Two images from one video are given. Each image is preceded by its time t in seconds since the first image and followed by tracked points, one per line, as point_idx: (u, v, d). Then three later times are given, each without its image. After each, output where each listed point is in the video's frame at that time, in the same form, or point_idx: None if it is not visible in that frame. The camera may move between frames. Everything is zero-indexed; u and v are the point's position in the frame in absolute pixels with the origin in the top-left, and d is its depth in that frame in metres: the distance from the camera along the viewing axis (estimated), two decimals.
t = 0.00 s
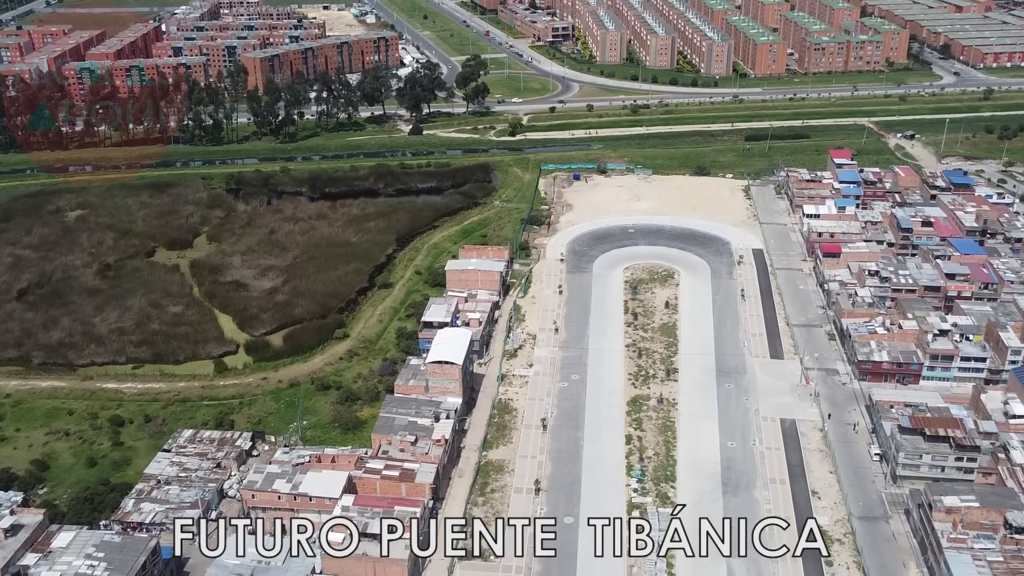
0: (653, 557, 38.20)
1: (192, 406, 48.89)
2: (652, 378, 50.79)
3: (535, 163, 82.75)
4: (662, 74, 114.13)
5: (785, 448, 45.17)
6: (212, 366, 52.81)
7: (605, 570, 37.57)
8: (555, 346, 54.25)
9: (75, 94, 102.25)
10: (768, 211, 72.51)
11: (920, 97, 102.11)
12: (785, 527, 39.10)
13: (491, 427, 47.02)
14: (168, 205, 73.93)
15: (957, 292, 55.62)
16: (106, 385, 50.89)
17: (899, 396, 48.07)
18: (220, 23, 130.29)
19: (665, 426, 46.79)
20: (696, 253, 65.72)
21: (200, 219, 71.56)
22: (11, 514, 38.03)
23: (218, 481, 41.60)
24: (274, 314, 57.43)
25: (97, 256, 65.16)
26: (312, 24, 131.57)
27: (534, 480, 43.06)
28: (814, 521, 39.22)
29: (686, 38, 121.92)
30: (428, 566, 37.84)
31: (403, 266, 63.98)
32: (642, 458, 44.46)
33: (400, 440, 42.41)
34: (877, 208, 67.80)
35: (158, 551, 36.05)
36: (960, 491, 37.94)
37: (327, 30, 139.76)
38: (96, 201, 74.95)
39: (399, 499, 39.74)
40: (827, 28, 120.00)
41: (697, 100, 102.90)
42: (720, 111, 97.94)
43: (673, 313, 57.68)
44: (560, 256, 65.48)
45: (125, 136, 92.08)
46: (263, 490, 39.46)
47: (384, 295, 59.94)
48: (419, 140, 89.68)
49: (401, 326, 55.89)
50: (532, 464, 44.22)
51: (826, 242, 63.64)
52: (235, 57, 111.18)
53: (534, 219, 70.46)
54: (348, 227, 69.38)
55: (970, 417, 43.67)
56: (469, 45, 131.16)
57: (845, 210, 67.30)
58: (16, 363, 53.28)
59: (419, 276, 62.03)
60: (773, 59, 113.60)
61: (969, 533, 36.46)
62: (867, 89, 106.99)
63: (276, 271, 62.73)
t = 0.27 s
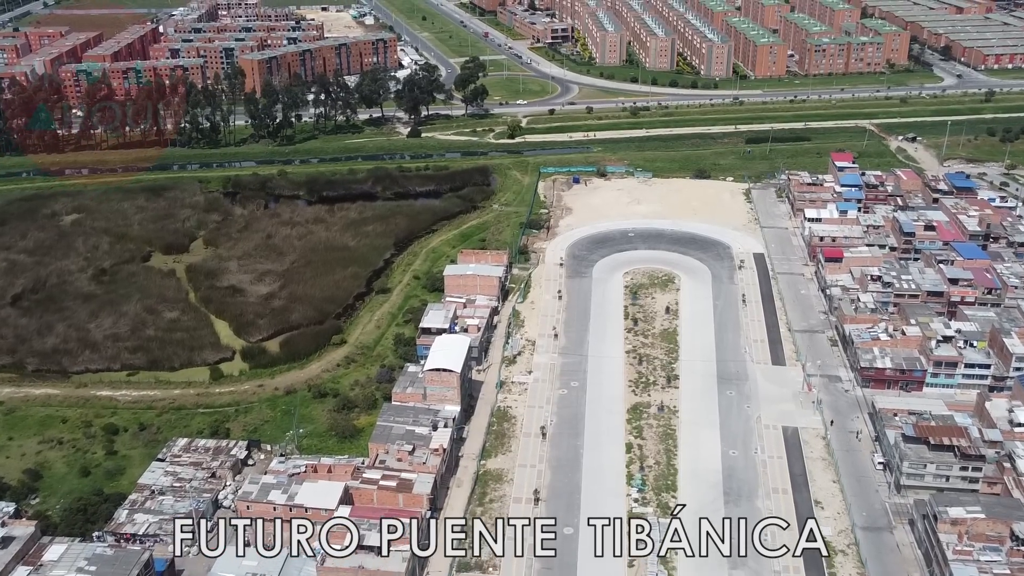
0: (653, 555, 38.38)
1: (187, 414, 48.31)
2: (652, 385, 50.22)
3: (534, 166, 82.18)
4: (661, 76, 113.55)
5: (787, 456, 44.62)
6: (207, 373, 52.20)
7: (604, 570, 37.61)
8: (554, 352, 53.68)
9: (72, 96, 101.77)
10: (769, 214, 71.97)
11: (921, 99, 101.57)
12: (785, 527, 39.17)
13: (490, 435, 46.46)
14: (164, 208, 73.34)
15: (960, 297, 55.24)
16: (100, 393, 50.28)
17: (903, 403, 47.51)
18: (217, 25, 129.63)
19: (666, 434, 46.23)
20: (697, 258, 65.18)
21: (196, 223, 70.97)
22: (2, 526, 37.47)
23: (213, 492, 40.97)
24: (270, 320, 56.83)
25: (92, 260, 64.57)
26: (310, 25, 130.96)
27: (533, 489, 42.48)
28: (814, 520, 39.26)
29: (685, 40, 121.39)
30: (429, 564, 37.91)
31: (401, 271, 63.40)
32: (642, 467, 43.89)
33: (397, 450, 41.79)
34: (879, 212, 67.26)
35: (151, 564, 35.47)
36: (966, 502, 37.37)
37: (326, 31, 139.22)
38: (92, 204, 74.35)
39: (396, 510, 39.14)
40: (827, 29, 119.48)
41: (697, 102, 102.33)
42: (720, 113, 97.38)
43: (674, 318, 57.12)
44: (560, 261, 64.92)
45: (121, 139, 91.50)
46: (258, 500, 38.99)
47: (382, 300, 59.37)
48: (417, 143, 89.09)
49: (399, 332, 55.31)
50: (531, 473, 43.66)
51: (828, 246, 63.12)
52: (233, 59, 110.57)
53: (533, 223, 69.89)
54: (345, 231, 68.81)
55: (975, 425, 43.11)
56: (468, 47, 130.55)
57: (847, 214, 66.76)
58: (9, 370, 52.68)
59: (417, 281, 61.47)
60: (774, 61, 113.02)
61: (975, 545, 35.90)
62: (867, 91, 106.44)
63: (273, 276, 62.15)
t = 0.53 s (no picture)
0: (653, 556, 38.42)
1: (182, 422, 47.69)
2: (653, 393, 49.63)
3: (533, 169, 81.59)
4: (661, 77, 112.99)
5: (790, 466, 44.02)
6: (203, 380, 51.57)
7: (604, 570, 37.65)
8: (554, 359, 53.08)
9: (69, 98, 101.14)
10: (770, 218, 71.39)
11: (923, 101, 101.01)
12: (785, 527, 39.23)
13: (489, 444, 45.86)
14: (160, 212, 72.74)
15: (964, 302, 54.60)
16: (94, 401, 49.64)
17: (907, 412, 46.90)
18: (215, 26, 128.96)
19: (667, 442, 45.64)
20: (697, 262, 64.58)
21: (192, 227, 70.38)
22: None
23: (207, 503, 40.29)
24: (266, 326, 56.21)
25: (87, 265, 63.96)
26: (309, 26, 130.36)
27: (533, 500, 41.88)
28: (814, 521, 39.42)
29: (686, 41, 120.82)
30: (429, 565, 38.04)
31: (398, 275, 62.80)
32: (643, 477, 43.28)
33: (394, 459, 41.18)
34: (882, 215, 66.69)
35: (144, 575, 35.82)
36: (972, 513, 36.78)
37: (324, 32, 138.64)
38: (88, 208, 73.75)
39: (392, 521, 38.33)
40: (828, 31, 118.95)
41: (697, 104, 101.77)
42: (721, 115, 96.81)
43: (674, 324, 56.54)
44: (559, 265, 64.32)
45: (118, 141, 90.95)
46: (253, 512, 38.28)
47: (379, 306, 58.76)
48: (416, 145, 88.49)
49: (397, 338, 54.71)
50: (531, 483, 43.06)
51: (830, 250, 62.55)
52: (230, 61, 110.15)
53: (533, 227, 69.31)
54: (343, 235, 68.20)
55: (980, 434, 42.51)
56: (467, 48, 129.96)
57: (849, 218, 66.16)
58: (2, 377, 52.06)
59: (415, 286, 60.87)
60: (774, 63, 112.46)
61: (981, 557, 35.29)
62: (869, 93, 105.87)
63: (269, 281, 61.54)
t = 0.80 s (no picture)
0: (653, 556, 38.69)
1: (176, 433, 47.10)
2: (653, 402, 49.05)
3: (533, 173, 81.00)
4: (661, 79, 112.40)
5: (793, 477, 43.43)
6: (198, 390, 50.97)
7: (604, 570, 37.92)
8: (553, 367, 52.49)
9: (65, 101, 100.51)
10: (772, 223, 70.81)
11: (924, 104, 100.47)
12: (785, 527, 39.45)
13: (487, 455, 45.25)
14: (157, 217, 72.12)
15: (968, 310, 54.03)
16: (88, 411, 49.04)
17: (911, 421, 46.31)
18: (213, 28, 128.31)
19: (667, 453, 45.07)
20: (698, 268, 64.01)
21: (189, 232, 69.78)
22: None
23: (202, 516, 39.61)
24: (263, 334, 55.61)
25: (83, 271, 63.33)
26: (307, 28, 129.69)
27: (532, 513, 41.27)
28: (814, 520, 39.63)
29: (686, 43, 120.20)
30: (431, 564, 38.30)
31: (396, 282, 62.21)
32: (644, 489, 42.68)
33: (391, 472, 40.61)
34: (884, 220, 66.11)
35: None
36: (978, 528, 36.23)
37: (322, 34, 138.05)
38: (83, 213, 73.12)
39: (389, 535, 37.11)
40: (829, 33, 118.35)
41: (697, 107, 101.19)
42: (721, 118, 96.22)
43: (675, 331, 55.95)
44: (559, 271, 63.73)
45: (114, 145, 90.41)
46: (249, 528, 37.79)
47: (377, 313, 58.18)
48: (414, 149, 87.89)
49: (395, 347, 54.13)
50: (530, 496, 42.46)
51: (832, 256, 61.99)
52: (228, 63, 109.48)
53: (532, 232, 68.72)
54: (340, 241, 67.62)
55: (986, 445, 41.90)
56: (466, 50, 129.36)
57: (851, 224, 65.56)
58: None
59: (413, 293, 60.29)
60: (774, 65, 111.88)
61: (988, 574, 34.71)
62: (870, 95, 105.28)
63: (266, 288, 60.94)
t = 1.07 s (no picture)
0: (654, 556, 39.02)
1: (171, 447, 46.44)
2: (654, 415, 48.44)
3: (532, 180, 80.40)
4: (661, 83, 111.83)
5: (795, 492, 42.80)
6: (193, 402, 50.31)
7: (605, 570, 38.24)
8: (553, 379, 51.84)
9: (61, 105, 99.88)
10: (773, 230, 70.19)
11: (926, 108, 99.91)
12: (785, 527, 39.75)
13: (486, 470, 44.59)
14: (152, 225, 71.48)
15: (972, 320, 53.43)
16: (81, 424, 48.36)
17: (915, 435, 45.65)
18: (211, 32, 127.67)
19: (669, 468, 44.45)
20: (699, 277, 63.40)
21: (185, 240, 69.15)
22: None
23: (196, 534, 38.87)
24: (259, 345, 54.94)
25: (77, 281, 62.70)
26: (305, 32, 129.06)
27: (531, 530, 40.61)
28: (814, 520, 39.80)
29: (686, 46, 119.61)
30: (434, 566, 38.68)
31: (394, 291, 61.56)
32: (644, 505, 42.04)
33: (388, 489, 39.96)
34: (886, 228, 65.48)
35: None
36: (985, 548, 35.76)
37: (321, 37, 137.48)
38: (79, 220, 72.47)
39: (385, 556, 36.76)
40: (830, 36, 117.77)
41: (698, 111, 100.62)
42: (721, 123, 95.61)
43: (676, 342, 55.35)
44: (558, 280, 63.09)
45: (111, 151, 89.83)
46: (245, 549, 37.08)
47: (374, 323, 57.53)
48: (413, 154, 87.27)
49: (392, 358, 53.50)
50: (529, 512, 41.81)
51: (834, 265, 61.34)
52: (225, 68, 108.84)
53: (531, 240, 68.10)
54: (338, 249, 66.98)
55: (991, 461, 41.32)
56: (465, 53, 128.79)
57: (854, 231, 64.91)
58: None
59: (411, 302, 59.66)
60: (775, 69, 111.28)
61: None
62: (871, 99, 104.69)
63: (262, 297, 60.29)
